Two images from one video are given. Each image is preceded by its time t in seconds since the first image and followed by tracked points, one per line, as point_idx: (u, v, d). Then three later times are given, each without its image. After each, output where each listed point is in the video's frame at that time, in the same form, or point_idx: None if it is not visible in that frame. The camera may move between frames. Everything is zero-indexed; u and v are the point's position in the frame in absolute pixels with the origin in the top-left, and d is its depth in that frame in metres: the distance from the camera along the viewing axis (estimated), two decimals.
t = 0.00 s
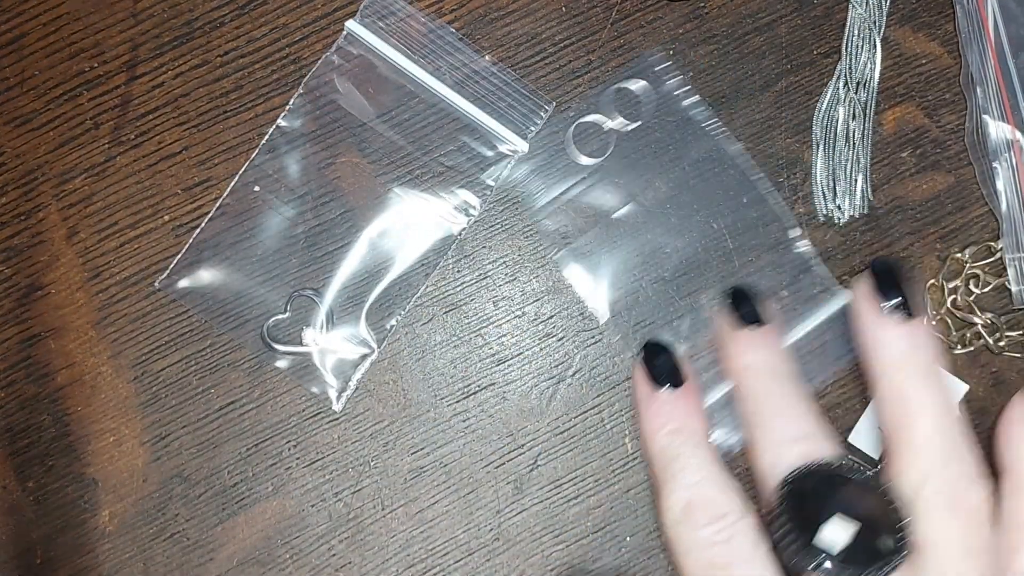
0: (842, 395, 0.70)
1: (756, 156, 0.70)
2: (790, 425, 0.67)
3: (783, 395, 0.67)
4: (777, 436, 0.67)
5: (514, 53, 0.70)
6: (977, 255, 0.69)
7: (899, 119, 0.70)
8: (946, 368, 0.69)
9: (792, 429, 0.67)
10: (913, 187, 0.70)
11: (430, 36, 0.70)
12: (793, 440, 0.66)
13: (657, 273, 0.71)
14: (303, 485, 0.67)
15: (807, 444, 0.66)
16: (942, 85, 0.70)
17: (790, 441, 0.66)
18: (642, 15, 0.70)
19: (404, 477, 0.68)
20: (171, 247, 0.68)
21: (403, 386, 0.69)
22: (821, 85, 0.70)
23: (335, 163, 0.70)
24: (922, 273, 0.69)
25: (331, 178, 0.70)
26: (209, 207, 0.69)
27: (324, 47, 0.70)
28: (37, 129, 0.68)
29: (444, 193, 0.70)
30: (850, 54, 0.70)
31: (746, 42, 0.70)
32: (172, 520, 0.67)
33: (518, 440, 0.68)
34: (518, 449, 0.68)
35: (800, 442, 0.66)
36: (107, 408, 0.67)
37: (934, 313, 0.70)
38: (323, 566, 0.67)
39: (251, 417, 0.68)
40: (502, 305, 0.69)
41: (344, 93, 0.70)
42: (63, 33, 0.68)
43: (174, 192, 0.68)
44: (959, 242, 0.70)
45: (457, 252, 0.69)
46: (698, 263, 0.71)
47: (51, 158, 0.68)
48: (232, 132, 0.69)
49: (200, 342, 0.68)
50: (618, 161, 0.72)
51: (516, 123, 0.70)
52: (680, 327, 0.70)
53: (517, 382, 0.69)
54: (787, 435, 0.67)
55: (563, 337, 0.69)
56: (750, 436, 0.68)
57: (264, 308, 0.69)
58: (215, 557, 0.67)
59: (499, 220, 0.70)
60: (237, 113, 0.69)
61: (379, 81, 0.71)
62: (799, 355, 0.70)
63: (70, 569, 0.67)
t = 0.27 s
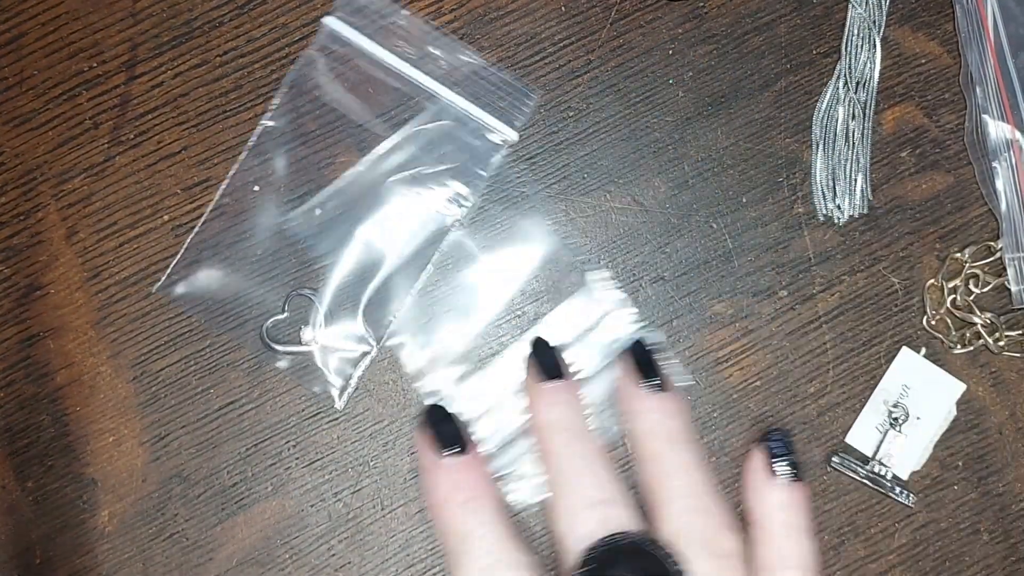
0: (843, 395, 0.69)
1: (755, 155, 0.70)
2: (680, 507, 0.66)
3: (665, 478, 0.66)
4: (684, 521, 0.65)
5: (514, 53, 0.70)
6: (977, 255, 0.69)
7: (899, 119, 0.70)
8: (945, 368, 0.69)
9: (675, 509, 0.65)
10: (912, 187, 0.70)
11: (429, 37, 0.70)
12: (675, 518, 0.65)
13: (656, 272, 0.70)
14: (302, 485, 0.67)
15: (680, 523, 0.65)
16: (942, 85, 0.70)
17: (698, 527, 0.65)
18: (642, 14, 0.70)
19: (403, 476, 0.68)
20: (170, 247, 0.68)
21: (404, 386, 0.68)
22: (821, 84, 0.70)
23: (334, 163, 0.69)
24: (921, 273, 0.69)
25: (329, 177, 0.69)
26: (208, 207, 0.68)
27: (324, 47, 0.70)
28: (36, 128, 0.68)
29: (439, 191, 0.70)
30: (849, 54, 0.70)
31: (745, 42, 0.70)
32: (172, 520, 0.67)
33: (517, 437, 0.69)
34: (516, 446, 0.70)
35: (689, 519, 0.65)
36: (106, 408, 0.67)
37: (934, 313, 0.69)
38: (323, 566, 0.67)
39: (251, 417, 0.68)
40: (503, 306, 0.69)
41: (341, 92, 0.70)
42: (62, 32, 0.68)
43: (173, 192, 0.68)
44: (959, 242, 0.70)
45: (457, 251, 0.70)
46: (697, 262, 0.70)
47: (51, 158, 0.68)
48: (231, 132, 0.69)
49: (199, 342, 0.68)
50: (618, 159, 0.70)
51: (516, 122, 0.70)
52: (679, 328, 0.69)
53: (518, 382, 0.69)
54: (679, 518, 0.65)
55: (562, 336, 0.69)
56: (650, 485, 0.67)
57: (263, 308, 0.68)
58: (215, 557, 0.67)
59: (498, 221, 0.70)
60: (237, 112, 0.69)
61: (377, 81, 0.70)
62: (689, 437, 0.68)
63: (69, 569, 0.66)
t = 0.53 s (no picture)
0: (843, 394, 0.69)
1: (756, 155, 0.70)
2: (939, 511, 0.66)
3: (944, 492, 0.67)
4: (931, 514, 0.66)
5: (514, 53, 0.70)
6: (977, 255, 0.69)
7: (898, 119, 0.70)
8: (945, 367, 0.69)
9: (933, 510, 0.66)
10: (911, 187, 0.70)
11: (428, 37, 0.70)
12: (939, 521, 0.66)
13: (656, 272, 0.70)
14: (302, 485, 0.68)
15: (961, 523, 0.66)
16: (942, 84, 0.70)
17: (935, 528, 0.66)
18: (642, 14, 0.70)
19: (403, 476, 0.68)
20: (170, 246, 0.68)
21: (404, 386, 0.69)
22: (820, 84, 0.70)
23: (334, 164, 0.70)
24: (921, 273, 0.69)
25: (320, 178, 0.70)
26: (208, 207, 0.68)
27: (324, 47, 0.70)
28: (37, 128, 0.68)
29: (414, 189, 0.70)
30: (849, 54, 0.70)
31: (745, 42, 0.70)
32: (172, 519, 0.67)
33: (512, 433, 0.69)
34: (513, 442, 0.69)
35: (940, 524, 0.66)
36: (106, 408, 0.67)
37: (933, 313, 0.70)
38: (323, 565, 0.67)
39: (251, 417, 0.68)
40: (502, 306, 0.70)
41: (343, 93, 0.70)
42: (63, 32, 0.68)
43: (173, 191, 0.68)
44: (959, 242, 0.70)
45: (455, 251, 0.70)
46: (696, 262, 0.70)
47: (51, 157, 0.68)
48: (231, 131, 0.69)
49: (200, 342, 0.68)
50: (617, 159, 0.70)
51: (514, 122, 0.70)
52: (679, 328, 0.69)
53: (518, 382, 0.70)
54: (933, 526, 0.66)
55: (563, 334, 0.70)
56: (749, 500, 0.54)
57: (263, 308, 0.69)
58: (215, 557, 0.67)
59: (497, 219, 0.70)
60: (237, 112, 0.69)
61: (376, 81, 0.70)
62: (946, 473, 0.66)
63: (69, 569, 0.66)
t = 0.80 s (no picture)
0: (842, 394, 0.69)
1: (756, 154, 0.70)
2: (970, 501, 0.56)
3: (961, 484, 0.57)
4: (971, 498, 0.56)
5: (513, 52, 0.70)
6: (977, 254, 0.70)
7: (898, 118, 0.70)
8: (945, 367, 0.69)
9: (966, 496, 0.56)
10: (911, 186, 0.70)
11: (428, 37, 0.70)
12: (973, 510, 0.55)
13: (656, 272, 0.70)
14: (302, 485, 0.67)
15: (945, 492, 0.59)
16: (941, 84, 0.70)
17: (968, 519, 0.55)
18: (641, 14, 0.70)
19: (403, 476, 0.68)
20: (169, 246, 0.68)
21: (404, 386, 0.69)
22: (820, 83, 0.70)
23: (334, 164, 0.70)
24: (921, 272, 0.69)
25: (321, 178, 0.70)
26: (208, 207, 0.68)
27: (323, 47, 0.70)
28: (36, 127, 0.68)
29: (413, 189, 0.70)
30: (849, 53, 0.70)
31: (745, 41, 0.70)
32: (172, 519, 0.67)
33: (512, 433, 0.69)
34: (513, 442, 0.69)
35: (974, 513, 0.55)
36: (106, 408, 0.67)
37: (933, 312, 0.69)
38: (323, 565, 0.67)
39: (251, 417, 0.68)
40: (502, 306, 0.70)
41: (342, 93, 0.70)
42: (62, 32, 0.68)
43: (173, 191, 0.68)
44: (959, 241, 0.70)
45: (454, 251, 0.70)
46: (696, 262, 0.70)
47: (51, 157, 0.68)
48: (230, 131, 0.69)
49: (199, 342, 0.68)
50: (617, 158, 0.70)
51: (514, 121, 0.70)
52: (679, 327, 0.69)
53: (518, 381, 0.70)
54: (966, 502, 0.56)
55: (563, 334, 0.70)
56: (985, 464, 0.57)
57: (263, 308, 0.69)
58: (215, 557, 0.67)
59: (497, 219, 0.69)
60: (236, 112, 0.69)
61: (375, 81, 0.70)
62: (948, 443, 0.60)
63: (69, 569, 0.66)
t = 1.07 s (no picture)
0: (842, 394, 0.69)
1: (755, 154, 0.70)
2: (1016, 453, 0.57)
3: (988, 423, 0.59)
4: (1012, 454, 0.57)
5: (513, 52, 0.70)
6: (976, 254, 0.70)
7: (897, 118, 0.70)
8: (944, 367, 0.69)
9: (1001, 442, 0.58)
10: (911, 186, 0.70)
11: (428, 37, 0.69)
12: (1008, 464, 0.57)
13: (655, 272, 0.70)
14: (301, 484, 0.67)
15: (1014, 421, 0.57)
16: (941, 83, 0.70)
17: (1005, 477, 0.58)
18: (641, 14, 0.70)
19: (403, 476, 0.68)
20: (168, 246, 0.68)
21: (404, 386, 0.69)
22: (819, 83, 0.70)
23: (334, 163, 0.70)
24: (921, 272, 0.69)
25: (324, 177, 0.70)
26: (208, 206, 0.68)
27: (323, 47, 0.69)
28: (36, 127, 0.68)
29: (413, 189, 0.70)
30: (848, 53, 0.70)
31: (745, 41, 0.70)
32: (171, 519, 0.67)
33: (512, 432, 0.70)
34: (513, 441, 0.70)
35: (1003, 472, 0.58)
36: (106, 408, 0.67)
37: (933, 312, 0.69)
38: (322, 565, 0.67)
39: (250, 417, 0.67)
40: (502, 306, 0.70)
41: (343, 93, 0.70)
42: (61, 32, 0.68)
43: (172, 191, 0.68)
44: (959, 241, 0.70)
45: (456, 251, 0.70)
46: (696, 261, 0.70)
47: (50, 157, 0.68)
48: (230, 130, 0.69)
49: (199, 342, 0.68)
50: (617, 158, 0.70)
51: (513, 121, 0.70)
52: (678, 327, 0.69)
53: (517, 381, 0.70)
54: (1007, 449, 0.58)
55: (563, 334, 0.70)
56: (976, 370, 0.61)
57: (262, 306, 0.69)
58: (214, 557, 0.67)
59: (497, 219, 0.70)
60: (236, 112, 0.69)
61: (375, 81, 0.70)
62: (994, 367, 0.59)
63: (68, 569, 0.66)
